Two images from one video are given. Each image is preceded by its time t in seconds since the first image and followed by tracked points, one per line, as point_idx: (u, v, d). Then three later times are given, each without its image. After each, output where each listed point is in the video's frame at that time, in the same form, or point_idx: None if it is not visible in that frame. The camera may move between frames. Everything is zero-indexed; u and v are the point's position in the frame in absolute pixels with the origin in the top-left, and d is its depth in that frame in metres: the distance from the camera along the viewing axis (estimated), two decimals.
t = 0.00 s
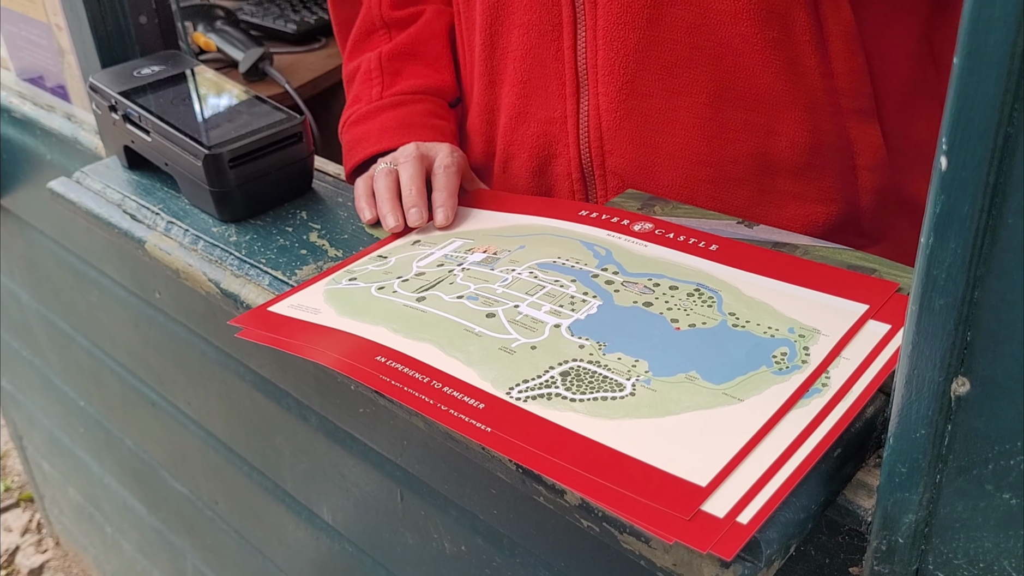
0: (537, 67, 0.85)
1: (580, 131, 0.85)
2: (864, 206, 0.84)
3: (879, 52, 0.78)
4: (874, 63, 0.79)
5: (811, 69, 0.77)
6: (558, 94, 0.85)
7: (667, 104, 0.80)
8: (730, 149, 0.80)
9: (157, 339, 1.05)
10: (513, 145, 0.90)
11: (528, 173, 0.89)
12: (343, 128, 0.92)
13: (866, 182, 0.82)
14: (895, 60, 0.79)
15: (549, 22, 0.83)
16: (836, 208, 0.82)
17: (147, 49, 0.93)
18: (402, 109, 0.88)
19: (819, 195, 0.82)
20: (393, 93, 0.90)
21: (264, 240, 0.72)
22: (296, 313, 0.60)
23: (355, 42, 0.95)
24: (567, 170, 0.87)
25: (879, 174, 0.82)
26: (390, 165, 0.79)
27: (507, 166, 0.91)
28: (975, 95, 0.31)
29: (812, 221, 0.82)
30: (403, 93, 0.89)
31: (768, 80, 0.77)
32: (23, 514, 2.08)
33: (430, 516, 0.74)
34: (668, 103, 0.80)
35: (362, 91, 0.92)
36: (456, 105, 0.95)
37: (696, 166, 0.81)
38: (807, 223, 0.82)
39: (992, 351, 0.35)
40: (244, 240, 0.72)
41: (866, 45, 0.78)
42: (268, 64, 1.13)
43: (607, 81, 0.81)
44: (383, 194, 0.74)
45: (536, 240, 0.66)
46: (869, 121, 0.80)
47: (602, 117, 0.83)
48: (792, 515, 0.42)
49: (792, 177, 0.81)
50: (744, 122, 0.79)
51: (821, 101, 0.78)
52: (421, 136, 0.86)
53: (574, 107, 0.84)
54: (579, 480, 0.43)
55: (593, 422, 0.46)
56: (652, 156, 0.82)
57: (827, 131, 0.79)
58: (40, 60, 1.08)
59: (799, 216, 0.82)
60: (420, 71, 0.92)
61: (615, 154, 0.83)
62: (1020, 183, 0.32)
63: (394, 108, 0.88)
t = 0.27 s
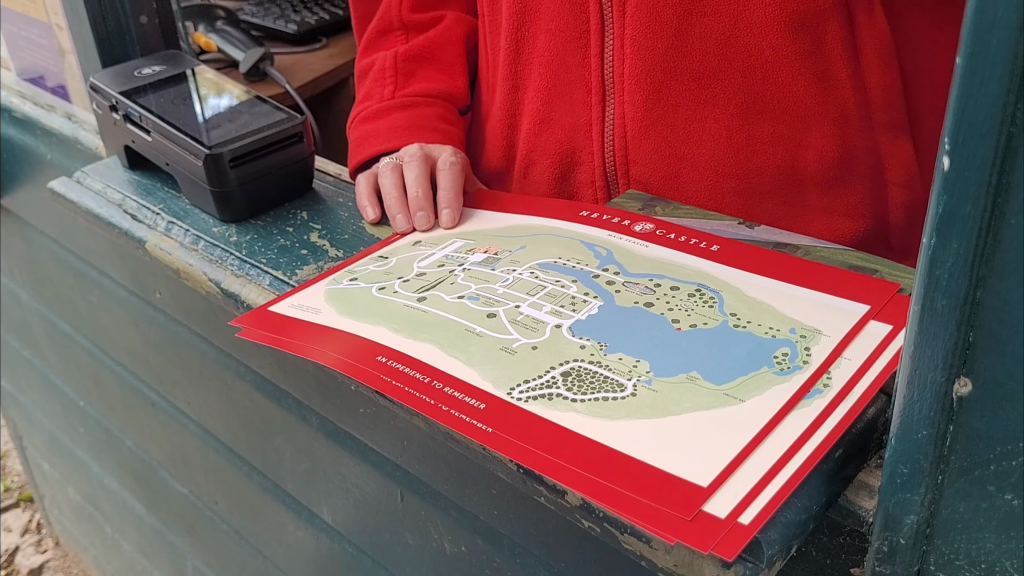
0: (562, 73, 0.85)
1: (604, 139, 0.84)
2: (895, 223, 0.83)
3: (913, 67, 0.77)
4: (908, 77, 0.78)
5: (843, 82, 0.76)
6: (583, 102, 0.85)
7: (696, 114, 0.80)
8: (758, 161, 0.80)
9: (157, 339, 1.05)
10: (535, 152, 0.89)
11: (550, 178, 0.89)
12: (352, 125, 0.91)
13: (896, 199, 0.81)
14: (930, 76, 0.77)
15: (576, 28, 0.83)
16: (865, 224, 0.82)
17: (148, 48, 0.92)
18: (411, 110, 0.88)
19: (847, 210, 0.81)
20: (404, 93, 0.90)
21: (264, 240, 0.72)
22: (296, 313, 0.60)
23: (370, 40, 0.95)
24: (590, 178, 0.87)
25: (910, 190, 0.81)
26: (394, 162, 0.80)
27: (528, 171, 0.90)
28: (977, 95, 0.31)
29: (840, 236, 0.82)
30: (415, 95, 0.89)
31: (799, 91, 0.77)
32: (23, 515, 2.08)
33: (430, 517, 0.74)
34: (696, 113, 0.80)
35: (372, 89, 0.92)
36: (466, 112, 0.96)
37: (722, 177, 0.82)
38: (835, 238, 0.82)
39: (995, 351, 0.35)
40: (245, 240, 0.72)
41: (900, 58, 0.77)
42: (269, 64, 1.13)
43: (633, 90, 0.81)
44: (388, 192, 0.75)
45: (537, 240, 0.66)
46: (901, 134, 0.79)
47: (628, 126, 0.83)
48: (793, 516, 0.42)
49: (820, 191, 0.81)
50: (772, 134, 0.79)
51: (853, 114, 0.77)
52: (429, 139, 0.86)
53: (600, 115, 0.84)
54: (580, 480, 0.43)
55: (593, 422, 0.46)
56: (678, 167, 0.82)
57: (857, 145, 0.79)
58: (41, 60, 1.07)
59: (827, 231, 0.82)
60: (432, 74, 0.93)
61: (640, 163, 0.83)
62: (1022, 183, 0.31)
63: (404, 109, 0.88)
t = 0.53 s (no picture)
0: (550, 72, 0.85)
1: (589, 138, 0.84)
2: (875, 236, 0.83)
3: (903, 79, 0.77)
4: (895, 91, 0.78)
5: (826, 94, 0.76)
6: (570, 100, 0.84)
7: (677, 120, 0.80)
8: (740, 169, 0.80)
9: (156, 339, 1.05)
10: (524, 147, 0.90)
11: (537, 175, 0.89)
12: (355, 124, 0.91)
13: (877, 213, 0.81)
14: (916, 88, 0.78)
15: (564, 27, 0.83)
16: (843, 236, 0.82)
17: (146, 48, 0.92)
18: (416, 112, 0.88)
19: (826, 222, 0.81)
20: (409, 94, 0.89)
21: (262, 240, 0.72)
22: (293, 314, 0.59)
23: (374, 35, 0.95)
24: (574, 175, 0.87)
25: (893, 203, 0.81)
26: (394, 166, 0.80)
27: (518, 166, 0.91)
28: (974, 94, 0.31)
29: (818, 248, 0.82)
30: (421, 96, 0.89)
31: (780, 102, 0.76)
32: (22, 515, 2.07)
33: (428, 517, 0.73)
34: (677, 118, 0.80)
35: (376, 87, 0.91)
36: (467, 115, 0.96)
37: (702, 184, 0.82)
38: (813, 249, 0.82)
39: (992, 351, 0.35)
40: (242, 239, 0.72)
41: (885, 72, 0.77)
42: (267, 64, 1.13)
43: (616, 92, 0.81)
44: (387, 195, 0.75)
45: (534, 240, 0.66)
46: (886, 149, 0.79)
47: (610, 127, 0.83)
48: (790, 516, 0.42)
49: (801, 202, 0.81)
50: (754, 142, 0.79)
51: (836, 127, 0.77)
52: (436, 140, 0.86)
53: (584, 114, 0.84)
54: (576, 481, 0.42)
55: (589, 422, 0.46)
56: (659, 170, 0.82)
57: (840, 158, 0.78)
58: (39, 60, 1.07)
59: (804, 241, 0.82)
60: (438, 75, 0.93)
61: (621, 164, 0.83)
62: (1019, 182, 0.31)
63: (410, 109, 0.88)
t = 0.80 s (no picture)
0: (520, 74, 0.85)
1: (555, 141, 0.85)
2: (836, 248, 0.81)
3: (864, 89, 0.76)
4: (857, 99, 0.76)
5: (785, 102, 0.75)
6: (538, 102, 0.85)
7: (640, 125, 0.80)
8: (700, 176, 0.80)
9: (156, 339, 1.05)
10: (490, 146, 0.90)
11: (506, 173, 0.89)
12: (361, 122, 0.91)
13: (836, 224, 0.79)
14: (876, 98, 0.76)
15: (534, 31, 0.83)
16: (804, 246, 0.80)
17: (147, 48, 0.92)
18: (423, 112, 0.89)
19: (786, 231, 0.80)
20: (416, 94, 0.90)
21: (262, 240, 0.72)
22: (293, 315, 0.60)
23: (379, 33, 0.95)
24: (542, 176, 0.87)
25: (852, 214, 0.79)
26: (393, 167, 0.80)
27: (484, 164, 0.91)
28: (973, 96, 0.31)
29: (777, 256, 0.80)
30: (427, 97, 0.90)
31: (739, 110, 0.76)
32: (23, 514, 2.08)
33: (428, 517, 0.74)
34: (640, 123, 0.80)
35: (383, 86, 0.91)
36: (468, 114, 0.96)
37: (663, 189, 0.81)
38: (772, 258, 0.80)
39: (990, 352, 0.35)
40: (243, 240, 0.72)
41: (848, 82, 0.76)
42: (268, 64, 1.13)
43: (581, 96, 0.81)
44: (387, 196, 0.75)
45: (534, 241, 0.66)
46: (846, 159, 0.77)
47: (575, 131, 0.83)
48: (789, 516, 0.42)
49: (760, 210, 0.80)
50: (713, 149, 0.78)
51: (796, 136, 0.76)
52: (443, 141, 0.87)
53: (552, 117, 0.84)
54: (576, 481, 0.43)
55: (589, 422, 0.46)
56: (622, 174, 0.82)
57: (797, 168, 0.77)
58: (40, 60, 1.08)
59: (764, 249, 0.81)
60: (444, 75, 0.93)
61: (586, 167, 0.83)
62: (1017, 183, 0.31)
63: (416, 110, 0.89)
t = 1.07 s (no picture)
0: (500, 75, 0.85)
1: (535, 142, 0.85)
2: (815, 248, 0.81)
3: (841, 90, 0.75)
4: (834, 104, 0.76)
5: (762, 106, 0.75)
6: (518, 104, 0.85)
7: (619, 127, 0.80)
8: (678, 177, 0.80)
9: (158, 339, 1.05)
10: (478, 147, 0.90)
11: (491, 174, 0.89)
12: (360, 124, 0.91)
13: (814, 226, 0.79)
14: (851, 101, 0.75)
15: (513, 33, 0.83)
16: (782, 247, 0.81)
17: (150, 48, 0.92)
18: (425, 113, 0.89)
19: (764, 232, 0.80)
20: (416, 95, 0.90)
21: (265, 240, 0.72)
22: (296, 314, 0.60)
23: (374, 35, 0.94)
24: (524, 176, 0.87)
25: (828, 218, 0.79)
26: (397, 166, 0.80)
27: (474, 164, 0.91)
28: (976, 96, 0.31)
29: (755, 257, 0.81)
30: (425, 97, 0.90)
31: (716, 113, 0.76)
32: (25, 514, 2.08)
33: (430, 516, 0.74)
34: (619, 125, 0.80)
35: (381, 88, 0.91)
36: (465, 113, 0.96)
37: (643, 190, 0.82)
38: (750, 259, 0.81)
39: (993, 351, 0.35)
40: (246, 239, 0.72)
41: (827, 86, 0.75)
42: (270, 64, 1.13)
43: (561, 97, 0.82)
44: (390, 196, 0.75)
45: (536, 240, 0.66)
46: (822, 161, 0.77)
47: (555, 132, 0.83)
48: (792, 515, 0.42)
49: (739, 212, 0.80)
50: (691, 151, 0.78)
51: (773, 139, 0.76)
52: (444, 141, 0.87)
53: (531, 118, 0.84)
54: (579, 480, 0.43)
55: (591, 421, 0.46)
56: (602, 174, 0.83)
57: (775, 170, 0.77)
58: (43, 60, 1.08)
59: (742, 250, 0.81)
60: (440, 75, 0.93)
61: (566, 168, 0.84)
62: (1019, 183, 0.31)
63: (414, 111, 0.89)
